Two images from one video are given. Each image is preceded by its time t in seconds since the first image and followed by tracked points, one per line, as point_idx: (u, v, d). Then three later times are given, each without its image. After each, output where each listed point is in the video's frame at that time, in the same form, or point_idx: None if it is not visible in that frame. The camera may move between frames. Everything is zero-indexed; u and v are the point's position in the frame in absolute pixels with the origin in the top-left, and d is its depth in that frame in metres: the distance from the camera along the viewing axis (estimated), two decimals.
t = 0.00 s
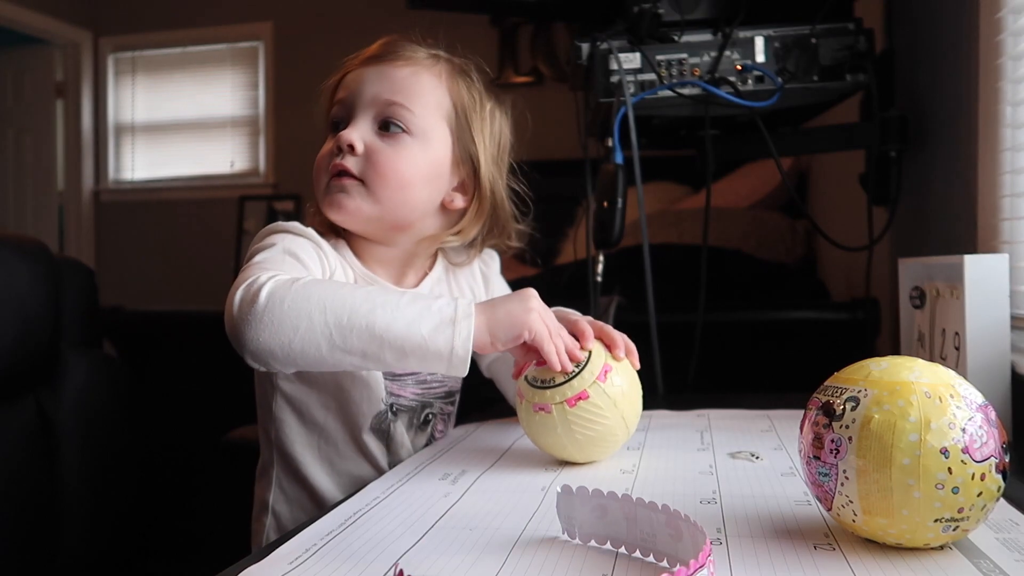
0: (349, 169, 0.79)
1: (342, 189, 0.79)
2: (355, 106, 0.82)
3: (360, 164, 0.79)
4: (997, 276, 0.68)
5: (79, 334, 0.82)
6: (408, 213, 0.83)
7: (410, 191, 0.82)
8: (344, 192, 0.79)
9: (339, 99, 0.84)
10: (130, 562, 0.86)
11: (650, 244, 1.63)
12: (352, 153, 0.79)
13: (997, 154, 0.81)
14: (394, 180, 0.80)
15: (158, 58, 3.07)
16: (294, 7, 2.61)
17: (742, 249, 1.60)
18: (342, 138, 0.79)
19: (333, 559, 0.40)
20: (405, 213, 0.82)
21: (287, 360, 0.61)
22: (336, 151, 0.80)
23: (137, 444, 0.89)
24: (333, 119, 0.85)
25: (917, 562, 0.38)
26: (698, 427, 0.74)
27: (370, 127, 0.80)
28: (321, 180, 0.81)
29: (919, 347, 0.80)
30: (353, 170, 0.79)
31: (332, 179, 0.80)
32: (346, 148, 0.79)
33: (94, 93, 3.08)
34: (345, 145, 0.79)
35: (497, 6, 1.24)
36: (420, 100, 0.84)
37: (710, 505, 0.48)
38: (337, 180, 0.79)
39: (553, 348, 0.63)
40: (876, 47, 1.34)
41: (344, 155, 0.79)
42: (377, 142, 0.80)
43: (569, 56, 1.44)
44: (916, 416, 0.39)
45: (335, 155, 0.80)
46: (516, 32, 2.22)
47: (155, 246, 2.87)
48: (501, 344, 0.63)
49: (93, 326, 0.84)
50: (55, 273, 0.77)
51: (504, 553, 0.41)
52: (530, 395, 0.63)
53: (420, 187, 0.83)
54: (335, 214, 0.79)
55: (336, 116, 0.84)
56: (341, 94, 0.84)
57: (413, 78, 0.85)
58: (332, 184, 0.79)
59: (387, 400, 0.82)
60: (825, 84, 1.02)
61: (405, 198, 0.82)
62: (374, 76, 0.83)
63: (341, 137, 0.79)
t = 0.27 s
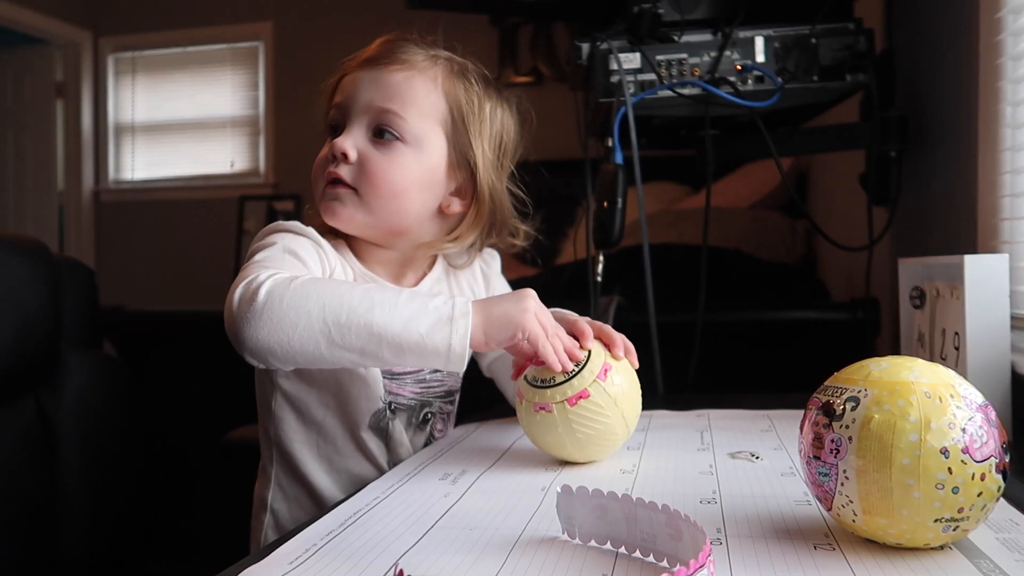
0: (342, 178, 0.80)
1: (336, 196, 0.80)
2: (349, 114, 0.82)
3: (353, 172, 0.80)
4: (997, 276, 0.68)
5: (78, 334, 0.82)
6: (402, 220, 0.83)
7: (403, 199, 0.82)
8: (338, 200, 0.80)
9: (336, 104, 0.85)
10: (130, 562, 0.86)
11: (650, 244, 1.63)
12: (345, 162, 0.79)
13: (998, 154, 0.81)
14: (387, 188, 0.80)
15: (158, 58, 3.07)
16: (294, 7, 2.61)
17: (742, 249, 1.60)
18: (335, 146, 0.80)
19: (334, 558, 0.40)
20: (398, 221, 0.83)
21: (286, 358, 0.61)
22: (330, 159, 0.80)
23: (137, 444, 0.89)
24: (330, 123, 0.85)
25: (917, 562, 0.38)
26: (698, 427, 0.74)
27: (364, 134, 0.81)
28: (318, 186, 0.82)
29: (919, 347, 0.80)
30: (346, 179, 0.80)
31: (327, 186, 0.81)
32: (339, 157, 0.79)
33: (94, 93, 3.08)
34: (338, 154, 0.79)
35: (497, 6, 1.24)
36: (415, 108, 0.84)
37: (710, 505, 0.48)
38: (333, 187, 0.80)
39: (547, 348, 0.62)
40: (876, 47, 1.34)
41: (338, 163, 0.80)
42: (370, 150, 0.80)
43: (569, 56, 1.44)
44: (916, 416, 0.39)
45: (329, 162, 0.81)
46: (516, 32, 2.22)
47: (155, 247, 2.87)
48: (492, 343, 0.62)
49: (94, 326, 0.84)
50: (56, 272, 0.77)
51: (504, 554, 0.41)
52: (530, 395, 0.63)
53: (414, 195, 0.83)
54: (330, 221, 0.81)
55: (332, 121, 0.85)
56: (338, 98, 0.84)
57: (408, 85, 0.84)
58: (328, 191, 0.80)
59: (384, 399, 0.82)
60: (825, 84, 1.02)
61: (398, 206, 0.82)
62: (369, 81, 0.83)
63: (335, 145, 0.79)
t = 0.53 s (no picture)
0: (338, 183, 0.80)
1: (334, 201, 0.80)
2: (346, 118, 0.82)
3: (350, 177, 0.80)
4: (997, 276, 0.68)
5: (78, 334, 0.82)
6: (399, 225, 0.83)
7: (400, 203, 0.82)
8: (335, 205, 0.80)
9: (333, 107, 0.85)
10: (130, 562, 0.86)
11: (650, 244, 1.63)
12: (341, 166, 0.80)
13: (998, 153, 0.81)
14: (384, 193, 0.80)
15: (158, 58, 3.07)
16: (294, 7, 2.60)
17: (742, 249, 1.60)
18: (332, 151, 0.80)
19: (333, 558, 0.40)
20: (396, 225, 0.83)
21: (282, 365, 0.61)
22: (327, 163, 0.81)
23: (137, 444, 0.89)
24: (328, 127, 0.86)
25: (917, 562, 0.38)
26: (697, 427, 0.74)
27: (360, 138, 0.81)
28: (316, 190, 0.82)
29: (919, 347, 0.80)
30: (342, 183, 0.80)
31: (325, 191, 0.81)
32: (335, 161, 0.80)
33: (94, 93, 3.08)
34: (334, 159, 0.80)
35: (497, 6, 1.24)
36: (413, 112, 0.83)
37: (710, 505, 0.48)
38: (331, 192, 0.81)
39: (542, 351, 0.62)
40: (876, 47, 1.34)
41: (334, 168, 0.80)
42: (366, 155, 0.80)
43: (569, 56, 1.44)
44: (916, 416, 0.39)
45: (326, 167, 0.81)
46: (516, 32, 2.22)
47: (155, 246, 2.87)
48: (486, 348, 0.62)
49: (94, 326, 0.84)
50: (55, 272, 0.77)
51: (504, 553, 0.41)
52: (527, 396, 0.63)
53: (412, 200, 0.83)
54: (328, 225, 0.81)
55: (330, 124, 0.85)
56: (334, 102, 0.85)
57: (406, 88, 0.84)
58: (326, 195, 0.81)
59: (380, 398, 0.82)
60: (825, 84, 1.02)
61: (395, 211, 0.82)
62: (364, 85, 0.83)
63: (331, 150, 0.80)
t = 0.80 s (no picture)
0: (326, 183, 0.81)
1: (323, 201, 0.81)
2: (334, 118, 0.83)
3: (338, 177, 0.80)
4: (998, 276, 0.68)
5: (78, 334, 0.82)
6: (389, 223, 0.83)
7: (387, 202, 0.82)
8: (324, 206, 0.81)
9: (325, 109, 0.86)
10: (130, 562, 0.86)
11: (650, 244, 1.63)
12: (329, 166, 0.80)
13: (998, 153, 0.81)
14: (371, 192, 0.80)
15: (159, 58, 3.07)
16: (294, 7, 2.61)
17: (742, 249, 1.60)
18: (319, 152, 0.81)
19: (333, 558, 0.40)
20: (385, 224, 0.83)
21: (281, 371, 0.62)
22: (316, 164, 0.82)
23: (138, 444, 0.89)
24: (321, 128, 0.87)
25: (917, 563, 0.38)
26: (698, 427, 0.74)
27: (347, 138, 0.81)
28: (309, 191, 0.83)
29: (919, 347, 0.80)
30: (331, 183, 0.81)
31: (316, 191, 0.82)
32: (322, 162, 0.81)
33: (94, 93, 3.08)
34: (321, 159, 0.80)
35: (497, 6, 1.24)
36: (399, 110, 0.83)
37: (710, 505, 0.48)
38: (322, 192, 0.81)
39: (540, 354, 0.62)
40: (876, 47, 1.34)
41: (322, 168, 0.81)
42: (353, 154, 0.80)
43: (569, 56, 1.45)
44: (916, 416, 0.39)
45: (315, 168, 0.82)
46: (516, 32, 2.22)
47: (155, 246, 2.87)
48: (484, 355, 0.62)
49: (94, 326, 0.84)
50: (55, 272, 0.77)
51: (504, 553, 0.41)
52: (528, 396, 0.63)
53: (399, 198, 0.83)
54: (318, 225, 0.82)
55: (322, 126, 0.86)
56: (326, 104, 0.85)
57: (392, 86, 0.83)
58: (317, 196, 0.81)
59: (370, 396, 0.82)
60: (825, 84, 1.02)
61: (383, 209, 0.82)
62: (350, 85, 0.83)
63: (319, 151, 0.80)
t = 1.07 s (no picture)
0: (310, 186, 0.82)
1: (310, 204, 0.82)
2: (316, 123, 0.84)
3: (320, 180, 0.81)
4: (998, 276, 0.68)
5: (78, 334, 0.82)
6: (372, 223, 0.83)
7: (368, 203, 0.81)
8: (312, 208, 0.82)
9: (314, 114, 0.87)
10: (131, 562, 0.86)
11: (650, 244, 1.63)
12: (311, 170, 0.81)
13: (998, 153, 0.81)
14: (350, 193, 0.80)
15: (159, 58, 3.07)
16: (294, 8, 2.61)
17: (742, 249, 1.60)
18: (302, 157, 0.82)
19: (334, 558, 0.40)
20: (368, 224, 0.83)
21: (282, 373, 0.63)
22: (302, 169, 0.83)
23: (139, 444, 0.89)
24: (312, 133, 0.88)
25: (917, 563, 0.38)
26: (697, 427, 0.74)
27: (328, 141, 0.82)
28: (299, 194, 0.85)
29: (919, 347, 0.80)
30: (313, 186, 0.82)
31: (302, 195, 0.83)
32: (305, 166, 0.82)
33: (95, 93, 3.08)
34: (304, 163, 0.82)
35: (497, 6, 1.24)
36: (375, 110, 0.82)
37: (710, 505, 0.48)
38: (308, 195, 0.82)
39: (536, 355, 0.61)
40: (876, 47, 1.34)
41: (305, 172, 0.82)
42: (332, 157, 0.81)
43: (569, 56, 1.44)
44: (916, 416, 0.39)
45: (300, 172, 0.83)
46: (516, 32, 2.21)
47: (155, 246, 2.87)
48: (480, 357, 0.62)
49: (93, 326, 0.84)
50: (55, 272, 0.77)
51: (504, 554, 0.41)
52: (529, 397, 0.62)
53: (380, 199, 0.82)
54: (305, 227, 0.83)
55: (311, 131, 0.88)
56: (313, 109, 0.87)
57: (368, 86, 0.83)
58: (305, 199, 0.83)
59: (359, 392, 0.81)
60: (825, 84, 1.02)
61: (363, 209, 0.81)
62: (329, 88, 0.83)
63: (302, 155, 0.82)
